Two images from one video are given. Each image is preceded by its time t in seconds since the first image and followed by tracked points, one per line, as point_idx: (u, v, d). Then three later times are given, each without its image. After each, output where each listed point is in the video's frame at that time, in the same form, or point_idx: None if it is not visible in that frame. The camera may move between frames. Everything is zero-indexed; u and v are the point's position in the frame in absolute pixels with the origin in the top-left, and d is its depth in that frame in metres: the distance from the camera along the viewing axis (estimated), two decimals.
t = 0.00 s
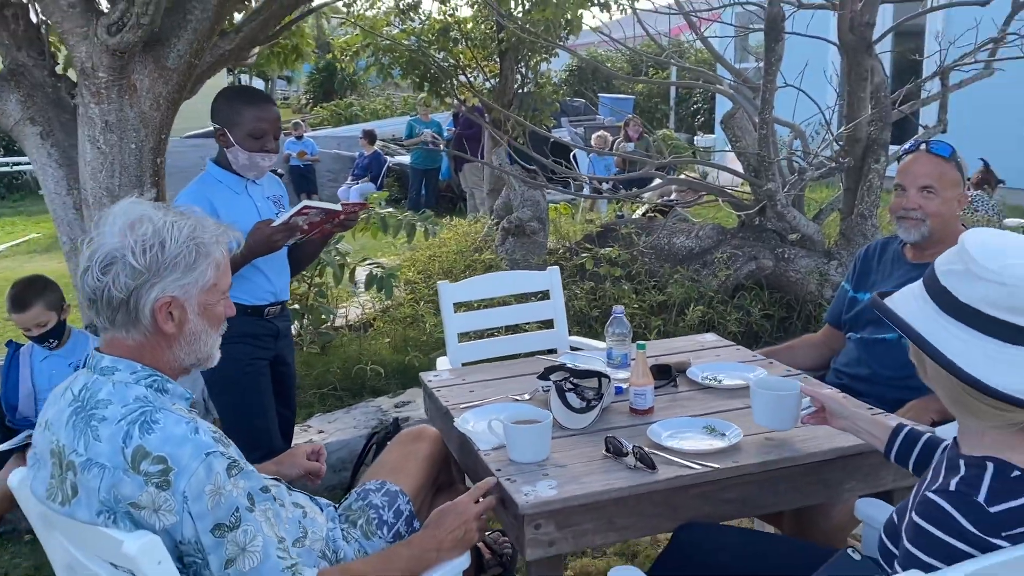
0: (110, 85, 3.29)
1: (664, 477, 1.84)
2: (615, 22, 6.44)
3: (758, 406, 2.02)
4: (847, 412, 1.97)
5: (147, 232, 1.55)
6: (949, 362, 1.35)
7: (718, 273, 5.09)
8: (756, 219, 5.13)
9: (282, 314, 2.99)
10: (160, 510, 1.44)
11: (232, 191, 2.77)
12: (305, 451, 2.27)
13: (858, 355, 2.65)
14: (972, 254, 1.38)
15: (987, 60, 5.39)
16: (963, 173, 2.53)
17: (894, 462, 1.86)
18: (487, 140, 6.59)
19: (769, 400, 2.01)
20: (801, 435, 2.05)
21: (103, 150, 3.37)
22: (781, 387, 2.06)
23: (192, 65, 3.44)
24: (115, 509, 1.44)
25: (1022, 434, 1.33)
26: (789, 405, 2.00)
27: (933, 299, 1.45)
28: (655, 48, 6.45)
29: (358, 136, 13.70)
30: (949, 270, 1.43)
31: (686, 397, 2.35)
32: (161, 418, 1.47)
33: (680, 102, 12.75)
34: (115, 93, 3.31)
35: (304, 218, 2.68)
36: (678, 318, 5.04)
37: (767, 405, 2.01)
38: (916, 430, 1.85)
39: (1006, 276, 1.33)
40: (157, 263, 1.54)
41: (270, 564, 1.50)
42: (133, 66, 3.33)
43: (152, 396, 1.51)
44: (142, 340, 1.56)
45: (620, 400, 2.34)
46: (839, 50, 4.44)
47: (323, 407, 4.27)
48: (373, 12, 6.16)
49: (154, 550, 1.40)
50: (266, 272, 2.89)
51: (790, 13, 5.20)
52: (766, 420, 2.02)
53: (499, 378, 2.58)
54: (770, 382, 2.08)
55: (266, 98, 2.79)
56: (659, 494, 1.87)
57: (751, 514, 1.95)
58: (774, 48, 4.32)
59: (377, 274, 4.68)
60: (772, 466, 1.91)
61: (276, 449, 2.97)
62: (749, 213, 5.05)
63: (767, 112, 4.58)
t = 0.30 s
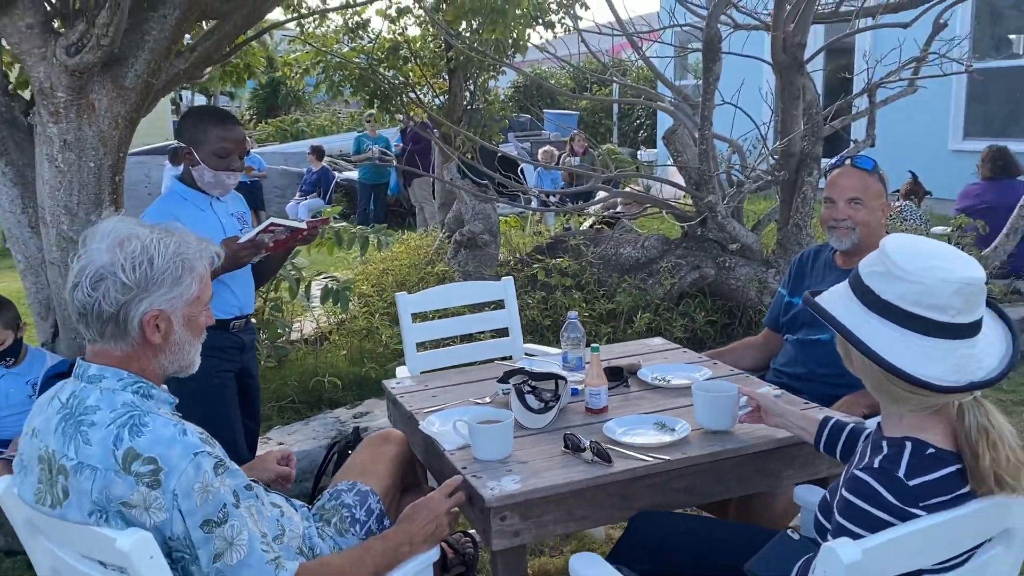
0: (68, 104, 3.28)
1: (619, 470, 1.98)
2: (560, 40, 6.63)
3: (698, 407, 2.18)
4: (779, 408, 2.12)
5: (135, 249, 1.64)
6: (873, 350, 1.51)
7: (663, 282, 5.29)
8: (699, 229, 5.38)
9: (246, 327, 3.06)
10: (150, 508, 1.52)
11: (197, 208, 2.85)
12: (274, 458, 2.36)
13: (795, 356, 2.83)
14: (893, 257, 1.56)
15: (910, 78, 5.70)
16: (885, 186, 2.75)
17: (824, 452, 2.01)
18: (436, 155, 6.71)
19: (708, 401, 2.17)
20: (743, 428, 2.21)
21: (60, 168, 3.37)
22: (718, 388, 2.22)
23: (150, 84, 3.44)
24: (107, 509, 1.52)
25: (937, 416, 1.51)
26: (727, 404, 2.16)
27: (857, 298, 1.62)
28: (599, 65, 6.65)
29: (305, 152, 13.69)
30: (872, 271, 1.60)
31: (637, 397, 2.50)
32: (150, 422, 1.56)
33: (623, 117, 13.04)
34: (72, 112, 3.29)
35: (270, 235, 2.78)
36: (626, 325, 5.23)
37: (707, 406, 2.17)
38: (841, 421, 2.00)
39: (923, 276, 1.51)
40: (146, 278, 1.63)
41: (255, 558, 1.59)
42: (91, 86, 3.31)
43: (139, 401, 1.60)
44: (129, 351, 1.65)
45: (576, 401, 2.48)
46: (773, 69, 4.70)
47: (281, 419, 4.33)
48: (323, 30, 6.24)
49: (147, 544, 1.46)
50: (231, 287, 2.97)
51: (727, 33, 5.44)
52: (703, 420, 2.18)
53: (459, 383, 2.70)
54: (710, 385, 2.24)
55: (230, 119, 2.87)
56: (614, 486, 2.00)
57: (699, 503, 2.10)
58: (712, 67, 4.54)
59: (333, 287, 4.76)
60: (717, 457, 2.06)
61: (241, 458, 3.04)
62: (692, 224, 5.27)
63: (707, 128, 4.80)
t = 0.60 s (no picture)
0: (9, 117, 3.27)
1: (557, 462, 2.08)
2: (503, 55, 6.77)
3: (631, 406, 2.28)
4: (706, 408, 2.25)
5: (87, 257, 1.70)
6: (783, 341, 1.64)
7: (606, 290, 5.44)
8: (639, 239, 5.55)
9: (192, 337, 3.10)
10: (101, 503, 1.57)
11: (144, 219, 2.89)
12: (223, 462, 2.42)
13: (726, 355, 2.97)
14: (800, 255, 1.70)
15: (837, 93, 5.97)
16: (804, 192, 2.91)
17: (747, 443, 2.14)
18: (382, 168, 6.78)
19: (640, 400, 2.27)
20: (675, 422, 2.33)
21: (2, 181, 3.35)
22: (649, 388, 2.33)
23: (93, 98, 3.44)
24: (58, 505, 1.57)
25: (841, 400, 1.65)
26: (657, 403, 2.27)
27: (769, 293, 1.75)
28: (541, 79, 6.81)
29: (249, 166, 13.61)
30: (782, 268, 1.74)
31: (575, 395, 2.61)
32: (100, 420, 1.61)
33: (567, 131, 13.25)
34: (14, 126, 3.28)
35: (217, 247, 2.83)
36: (570, 332, 5.36)
37: (638, 406, 2.27)
38: (761, 413, 2.14)
39: (828, 272, 1.65)
40: (98, 285, 1.69)
41: (203, 551, 1.65)
42: (33, 99, 3.31)
43: (89, 402, 1.65)
44: (81, 355, 1.70)
45: (517, 401, 2.58)
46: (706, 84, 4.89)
47: (228, 430, 4.35)
48: (267, 44, 6.27)
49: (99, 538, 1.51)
50: (178, 297, 3.01)
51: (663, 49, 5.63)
52: (637, 418, 2.28)
53: (405, 387, 2.78)
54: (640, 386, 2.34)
55: (177, 132, 2.92)
56: (552, 477, 2.10)
57: (633, 492, 2.21)
58: (648, 81, 4.71)
59: (279, 299, 4.80)
60: (649, 448, 2.18)
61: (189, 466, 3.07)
62: (632, 233, 5.43)
63: (644, 141, 4.97)
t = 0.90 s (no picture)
0: None
1: (483, 460, 2.15)
2: (443, 69, 6.85)
3: (556, 405, 2.37)
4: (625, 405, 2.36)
5: (22, 267, 1.72)
6: (688, 337, 1.75)
7: (546, 298, 5.54)
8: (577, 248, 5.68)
9: (126, 348, 3.10)
10: (27, 505, 1.60)
11: (75, 231, 2.89)
12: (156, 468, 2.45)
13: (651, 357, 3.09)
14: (701, 258, 1.83)
15: (767, 106, 6.18)
16: (722, 202, 3.04)
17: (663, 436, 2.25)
18: (323, 181, 6.80)
19: (564, 399, 2.37)
20: (599, 420, 2.42)
21: None
22: (573, 388, 2.43)
23: (24, 109, 3.42)
24: None
25: (740, 392, 1.77)
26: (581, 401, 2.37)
27: (674, 293, 1.87)
28: (482, 93, 6.90)
29: (190, 179, 13.45)
30: (684, 270, 1.86)
31: (505, 398, 2.69)
32: (26, 424, 1.64)
33: (511, 145, 13.36)
34: None
35: (149, 258, 2.85)
36: (509, 341, 5.45)
37: (562, 404, 2.37)
38: (675, 408, 2.26)
39: (728, 271, 1.79)
40: (35, 294, 1.72)
41: (129, 551, 1.69)
42: None
43: (16, 407, 1.68)
44: (17, 364, 1.73)
45: (449, 404, 2.65)
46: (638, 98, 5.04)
47: (165, 443, 4.32)
48: (205, 57, 6.26)
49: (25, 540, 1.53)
50: (110, 308, 3.02)
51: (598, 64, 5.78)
52: (561, 417, 2.37)
53: (340, 393, 2.83)
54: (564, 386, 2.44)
55: (108, 145, 2.93)
56: (478, 475, 2.18)
57: (558, 488, 2.29)
58: (582, 96, 4.83)
59: (218, 311, 4.79)
60: (571, 445, 2.27)
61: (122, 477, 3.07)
62: (570, 243, 5.55)
63: (579, 153, 5.09)
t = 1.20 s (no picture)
0: None
1: (416, 464, 2.23)
2: (382, 85, 6.91)
3: (487, 409, 2.47)
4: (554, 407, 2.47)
5: None
6: (609, 337, 1.87)
7: (485, 309, 5.64)
8: (516, 260, 5.79)
9: (60, 364, 3.10)
10: None
11: (6, 246, 2.90)
12: (92, 480, 2.48)
13: (583, 363, 3.20)
14: (619, 265, 1.96)
15: (697, 122, 6.38)
16: (648, 215, 3.18)
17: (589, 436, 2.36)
18: (263, 195, 6.80)
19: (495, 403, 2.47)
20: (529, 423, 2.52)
21: None
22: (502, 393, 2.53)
23: None
24: None
25: (657, 390, 1.90)
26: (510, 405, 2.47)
27: (594, 297, 1.99)
28: (422, 108, 6.98)
29: (127, 195, 13.23)
30: (604, 276, 1.99)
31: (440, 405, 2.77)
32: None
33: (452, 159, 13.46)
34: None
35: (83, 271, 2.86)
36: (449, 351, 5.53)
37: (493, 408, 2.46)
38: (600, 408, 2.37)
39: (644, 277, 1.92)
40: None
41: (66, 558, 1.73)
42: None
43: None
44: None
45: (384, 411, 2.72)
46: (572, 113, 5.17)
47: (102, 459, 4.29)
48: (140, 71, 6.22)
49: None
50: (46, 323, 3.03)
51: (534, 81, 5.91)
52: (492, 420, 2.47)
53: (278, 403, 2.88)
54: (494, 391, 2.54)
55: (39, 159, 2.94)
56: (412, 478, 2.25)
57: (489, 489, 2.38)
58: (517, 111, 4.95)
59: (155, 326, 4.77)
60: (502, 447, 2.36)
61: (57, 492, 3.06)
62: (508, 255, 5.66)
63: (515, 167, 5.21)
